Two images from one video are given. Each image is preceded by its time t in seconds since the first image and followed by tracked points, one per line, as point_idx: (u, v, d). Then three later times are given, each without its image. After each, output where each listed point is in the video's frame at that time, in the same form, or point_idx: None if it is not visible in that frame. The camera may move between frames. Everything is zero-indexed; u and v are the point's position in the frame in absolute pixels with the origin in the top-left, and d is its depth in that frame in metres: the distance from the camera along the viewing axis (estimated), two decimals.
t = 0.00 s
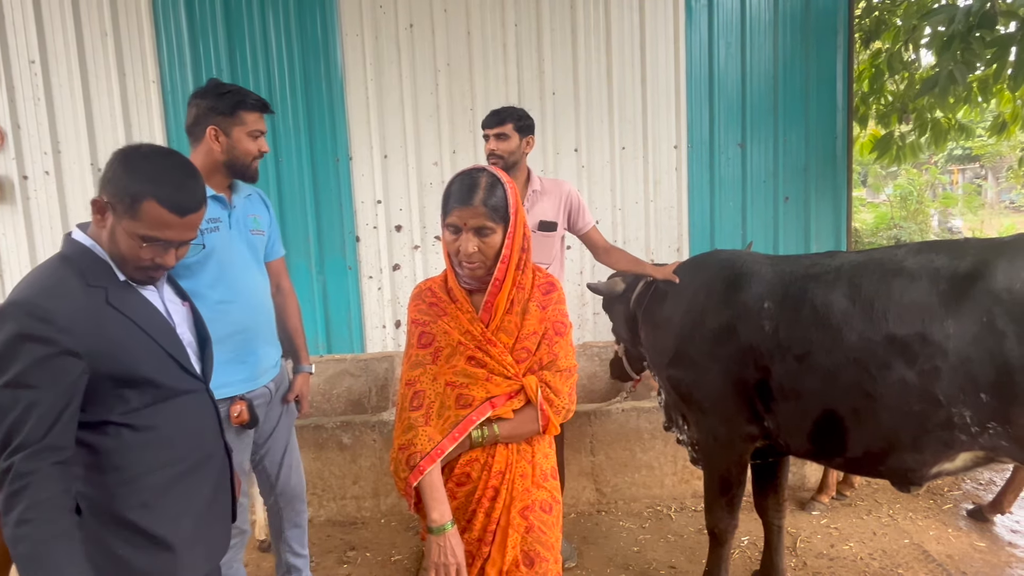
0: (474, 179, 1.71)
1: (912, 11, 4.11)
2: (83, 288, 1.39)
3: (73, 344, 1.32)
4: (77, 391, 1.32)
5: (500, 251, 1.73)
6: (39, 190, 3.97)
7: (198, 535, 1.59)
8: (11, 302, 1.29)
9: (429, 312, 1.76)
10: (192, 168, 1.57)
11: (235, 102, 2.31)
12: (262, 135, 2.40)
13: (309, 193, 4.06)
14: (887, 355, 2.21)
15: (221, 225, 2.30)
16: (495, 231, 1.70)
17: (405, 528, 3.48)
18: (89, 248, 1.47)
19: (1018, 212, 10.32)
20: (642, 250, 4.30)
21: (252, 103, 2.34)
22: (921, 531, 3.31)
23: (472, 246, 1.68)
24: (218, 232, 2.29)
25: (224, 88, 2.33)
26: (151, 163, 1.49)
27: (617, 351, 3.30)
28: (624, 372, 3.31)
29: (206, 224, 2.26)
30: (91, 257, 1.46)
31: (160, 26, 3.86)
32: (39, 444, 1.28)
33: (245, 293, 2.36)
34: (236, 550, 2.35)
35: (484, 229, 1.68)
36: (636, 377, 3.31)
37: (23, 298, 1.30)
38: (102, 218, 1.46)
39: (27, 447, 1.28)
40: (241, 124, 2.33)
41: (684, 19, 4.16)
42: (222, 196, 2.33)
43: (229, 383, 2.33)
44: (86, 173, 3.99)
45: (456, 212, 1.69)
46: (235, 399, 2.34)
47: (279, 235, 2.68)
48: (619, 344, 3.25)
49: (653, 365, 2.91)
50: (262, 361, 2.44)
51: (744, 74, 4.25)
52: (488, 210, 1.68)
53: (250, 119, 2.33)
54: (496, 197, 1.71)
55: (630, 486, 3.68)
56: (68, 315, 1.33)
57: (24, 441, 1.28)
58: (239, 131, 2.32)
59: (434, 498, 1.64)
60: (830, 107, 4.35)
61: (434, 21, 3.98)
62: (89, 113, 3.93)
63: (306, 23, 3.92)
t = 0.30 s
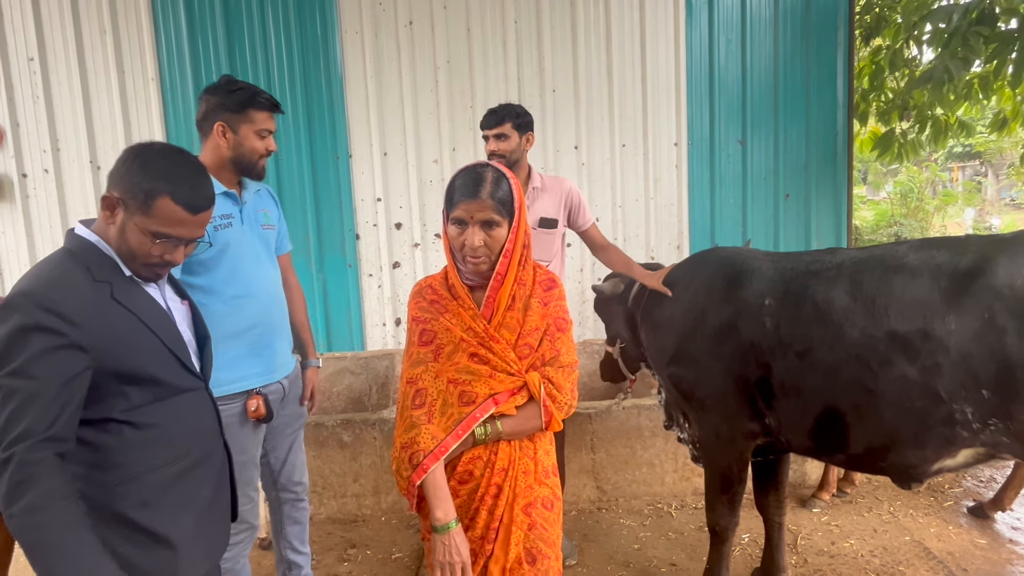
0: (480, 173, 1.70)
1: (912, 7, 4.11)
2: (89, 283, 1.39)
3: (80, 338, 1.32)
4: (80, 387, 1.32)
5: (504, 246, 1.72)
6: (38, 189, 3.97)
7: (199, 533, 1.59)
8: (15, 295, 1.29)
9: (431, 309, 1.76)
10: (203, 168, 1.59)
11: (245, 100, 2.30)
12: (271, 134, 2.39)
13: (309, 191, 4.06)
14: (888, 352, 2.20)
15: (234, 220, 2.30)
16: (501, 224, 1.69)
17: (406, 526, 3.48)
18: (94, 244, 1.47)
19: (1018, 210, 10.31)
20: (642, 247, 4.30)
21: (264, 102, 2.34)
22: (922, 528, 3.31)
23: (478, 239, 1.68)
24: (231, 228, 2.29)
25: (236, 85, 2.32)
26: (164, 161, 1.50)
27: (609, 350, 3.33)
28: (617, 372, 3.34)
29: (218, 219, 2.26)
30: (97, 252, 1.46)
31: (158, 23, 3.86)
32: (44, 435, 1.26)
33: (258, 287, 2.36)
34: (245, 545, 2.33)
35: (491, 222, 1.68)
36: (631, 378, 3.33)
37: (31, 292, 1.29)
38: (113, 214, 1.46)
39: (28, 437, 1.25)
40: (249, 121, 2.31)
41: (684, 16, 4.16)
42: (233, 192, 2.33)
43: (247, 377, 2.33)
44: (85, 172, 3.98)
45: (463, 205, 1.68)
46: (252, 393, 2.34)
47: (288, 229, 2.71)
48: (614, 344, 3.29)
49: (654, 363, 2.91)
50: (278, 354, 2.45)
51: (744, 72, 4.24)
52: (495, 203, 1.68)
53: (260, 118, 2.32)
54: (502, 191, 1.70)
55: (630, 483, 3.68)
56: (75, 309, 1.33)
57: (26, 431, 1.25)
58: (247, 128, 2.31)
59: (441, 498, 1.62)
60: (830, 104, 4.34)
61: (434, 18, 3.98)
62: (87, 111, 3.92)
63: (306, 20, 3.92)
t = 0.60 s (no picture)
0: (476, 172, 1.70)
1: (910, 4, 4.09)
2: (88, 282, 1.38)
3: (82, 338, 1.31)
4: (83, 386, 1.31)
5: (501, 244, 1.72)
6: (36, 187, 3.96)
7: (197, 533, 1.58)
8: (14, 294, 1.27)
9: (427, 307, 1.76)
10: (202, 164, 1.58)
11: (254, 102, 2.28)
12: (276, 137, 2.38)
13: (308, 189, 4.05)
14: (888, 350, 2.20)
15: (241, 217, 2.30)
16: (497, 224, 1.69)
17: (405, 525, 3.48)
18: (90, 241, 1.45)
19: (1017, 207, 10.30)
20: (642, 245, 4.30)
21: (272, 106, 2.31)
22: (922, 526, 3.31)
23: (474, 238, 1.67)
24: (238, 224, 2.29)
25: (248, 86, 2.29)
26: (164, 159, 1.49)
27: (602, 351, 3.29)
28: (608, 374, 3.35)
29: (226, 216, 2.25)
30: (95, 250, 1.45)
31: (156, 21, 3.85)
32: (52, 437, 1.25)
33: (266, 282, 2.37)
34: (247, 542, 2.33)
35: (486, 222, 1.67)
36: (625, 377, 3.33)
37: (31, 291, 1.28)
38: (113, 211, 1.45)
39: (34, 441, 1.23)
40: (257, 123, 2.30)
41: (684, 14, 4.15)
42: (238, 189, 2.31)
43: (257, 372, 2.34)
44: (83, 170, 3.97)
45: (458, 203, 1.68)
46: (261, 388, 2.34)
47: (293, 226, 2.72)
48: (607, 344, 3.27)
49: (653, 361, 2.91)
50: (287, 349, 2.46)
51: (743, 69, 4.24)
52: (491, 202, 1.67)
53: (267, 121, 2.31)
54: (498, 189, 1.70)
55: (630, 481, 3.68)
56: (75, 307, 1.32)
57: (32, 433, 1.23)
58: (252, 130, 2.30)
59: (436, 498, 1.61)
60: (830, 102, 4.33)
61: (432, 16, 3.97)
62: (85, 109, 3.90)
63: (304, 17, 3.90)
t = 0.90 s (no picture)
0: (459, 175, 1.69)
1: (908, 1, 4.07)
2: (85, 284, 1.37)
3: (82, 343, 1.31)
4: (86, 392, 1.31)
5: (488, 246, 1.71)
6: (31, 184, 3.94)
7: (200, 530, 1.57)
8: (11, 299, 1.26)
9: (415, 311, 1.76)
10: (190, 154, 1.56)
11: (256, 100, 2.27)
12: (277, 135, 2.35)
13: (304, 185, 4.04)
14: (887, 346, 2.20)
15: (242, 214, 2.31)
16: (480, 227, 1.68)
17: (403, 522, 3.47)
18: (82, 240, 1.44)
19: (1014, 204, 10.32)
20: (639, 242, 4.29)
21: (274, 103, 2.30)
22: (918, 522, 3.31)
23: (457, 243, 1.66)
24: (240, 222, 2.29)
25: (248, 83, 2.29)
26: (150, 150, 1.47)
27: (592, 347, 3.34)
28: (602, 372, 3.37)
29: (228, 213, 2.26)
30: (90, 250, 1.44)
31: (152, 18, 3.83)
32: (56, 442, 1.25)
33: (269, 279, 2.37)
34: (247, 539, 2.31)
35: (469, 226, 1.66)
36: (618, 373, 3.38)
37: (30, 296, 1.27)
38: (105, 210, 1.43)
39: (35, 445, 1.23)
40: (258, 120, 2.28)
41: (681, 10, 4.14)
42: (241, 186, 2.32)
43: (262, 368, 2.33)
44: (78, 167, 3.95)
45: (441, 209, 1.67)
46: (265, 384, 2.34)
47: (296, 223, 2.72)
48: (601, 343, 3.32)
49: (651, 359, 2.90)
50: (292, 345, 2.45)
51: (741, 66, 4.23)
52: (472, 207, 1.66)
53: (268, 120, 2.29)
54: (480, 192, 1.69)
55: (627, 478, 3.68)
56: (74, 311, 1.32)
57: (40, 443, 1.23)
58: (254, 127, 2.28)
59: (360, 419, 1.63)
60: (827, 98, 4.32)
61: (429, 12, 3.95)
62: (80, 105, 3.88)
63: (300, 13, 3.89)
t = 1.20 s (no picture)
0: (447, 176, 1.66)
1: None
2: (96, 287, 1.36)
3: (98, 349, 1.31)
4: (102, 401, 1.30)
5: (478, 247, 1.69)
6: (29, 183, 3.93)
7: (214, 523, 1.58)
8: (26, 308, 1.25)
9: (407, 310, 1.76)
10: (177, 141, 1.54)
11: (259, 97, 2.26)
12: (282, 131, 2.35)
13: (302, 183, 4.02)
14: (886, 342, 2.20)
15: (249, 210, 2.30)
16: (470, 229, 1.66)
17: (402, 520, 3.47)
18: (87, 242, 1.43)
19: (1013, 201, 10.31)
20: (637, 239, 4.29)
21: (277, 100, 2.30)
22: (916, 519, 3.32)
23: (447, 245, 1.64)
24: (246, 218, 2.29)
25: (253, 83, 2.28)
26: (136, 141, 1.45)
27: (591, 347, 3.36)
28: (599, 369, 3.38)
29: (234, 209, 2.25)
30: (96, 252, 1.43)
31: (148, 14, 3.82)
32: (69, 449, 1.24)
33: (274, 276, 2.36)
34: (248, 535, 2.32)
35: (459, 229, 1.64)
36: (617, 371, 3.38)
37: (44, 304, 1.26)
38: (103, 208, 1.42)
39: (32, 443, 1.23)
40: (259, 117, 2.27)
41: (680, 6, 4.13)
42: (247, 183, 2.32)
43: (268, 363, 2.32)
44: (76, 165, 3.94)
45: (429, 212, 1.64)
46: (270, 380, 2.32)
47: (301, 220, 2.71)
48: (599, 340, 3.33)
49: (650, 356, 2.90)
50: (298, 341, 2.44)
51: (739, 63, 4.23)
52: (461, 209, 1.63)
53: (271, 115, 2.28)
54: (469, 193, 1.66)
55: (626, 476, 3.68)
56: (89, 317, 1.31)
57: (58, 456, 1.23)
58: (256, 124, 2.27)
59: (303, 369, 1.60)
60: (826, 95, 4.32)
61: (427, 9, 3.94)
62: (78, 103, 3.87)
63: (297, 9, 3.88)
